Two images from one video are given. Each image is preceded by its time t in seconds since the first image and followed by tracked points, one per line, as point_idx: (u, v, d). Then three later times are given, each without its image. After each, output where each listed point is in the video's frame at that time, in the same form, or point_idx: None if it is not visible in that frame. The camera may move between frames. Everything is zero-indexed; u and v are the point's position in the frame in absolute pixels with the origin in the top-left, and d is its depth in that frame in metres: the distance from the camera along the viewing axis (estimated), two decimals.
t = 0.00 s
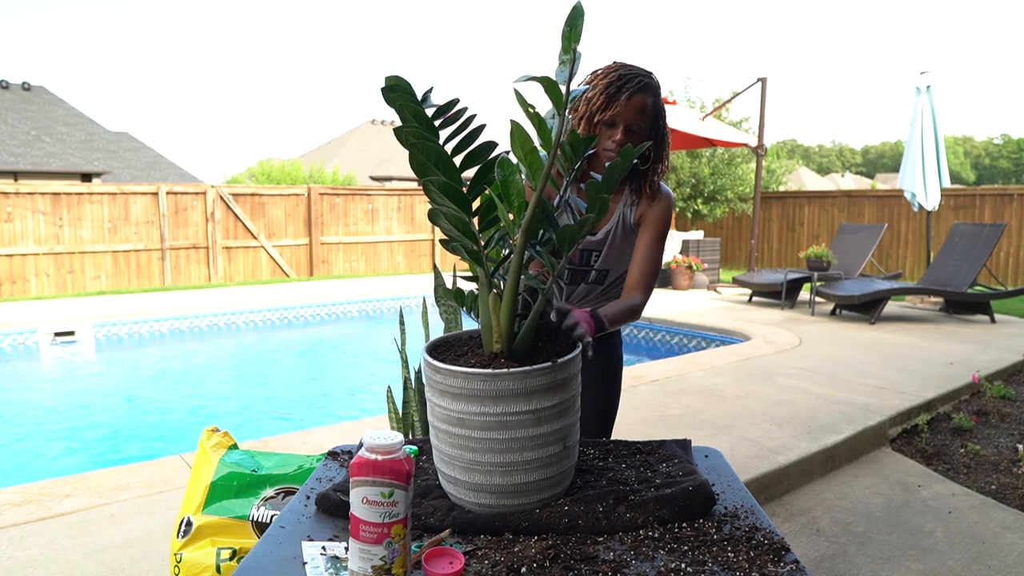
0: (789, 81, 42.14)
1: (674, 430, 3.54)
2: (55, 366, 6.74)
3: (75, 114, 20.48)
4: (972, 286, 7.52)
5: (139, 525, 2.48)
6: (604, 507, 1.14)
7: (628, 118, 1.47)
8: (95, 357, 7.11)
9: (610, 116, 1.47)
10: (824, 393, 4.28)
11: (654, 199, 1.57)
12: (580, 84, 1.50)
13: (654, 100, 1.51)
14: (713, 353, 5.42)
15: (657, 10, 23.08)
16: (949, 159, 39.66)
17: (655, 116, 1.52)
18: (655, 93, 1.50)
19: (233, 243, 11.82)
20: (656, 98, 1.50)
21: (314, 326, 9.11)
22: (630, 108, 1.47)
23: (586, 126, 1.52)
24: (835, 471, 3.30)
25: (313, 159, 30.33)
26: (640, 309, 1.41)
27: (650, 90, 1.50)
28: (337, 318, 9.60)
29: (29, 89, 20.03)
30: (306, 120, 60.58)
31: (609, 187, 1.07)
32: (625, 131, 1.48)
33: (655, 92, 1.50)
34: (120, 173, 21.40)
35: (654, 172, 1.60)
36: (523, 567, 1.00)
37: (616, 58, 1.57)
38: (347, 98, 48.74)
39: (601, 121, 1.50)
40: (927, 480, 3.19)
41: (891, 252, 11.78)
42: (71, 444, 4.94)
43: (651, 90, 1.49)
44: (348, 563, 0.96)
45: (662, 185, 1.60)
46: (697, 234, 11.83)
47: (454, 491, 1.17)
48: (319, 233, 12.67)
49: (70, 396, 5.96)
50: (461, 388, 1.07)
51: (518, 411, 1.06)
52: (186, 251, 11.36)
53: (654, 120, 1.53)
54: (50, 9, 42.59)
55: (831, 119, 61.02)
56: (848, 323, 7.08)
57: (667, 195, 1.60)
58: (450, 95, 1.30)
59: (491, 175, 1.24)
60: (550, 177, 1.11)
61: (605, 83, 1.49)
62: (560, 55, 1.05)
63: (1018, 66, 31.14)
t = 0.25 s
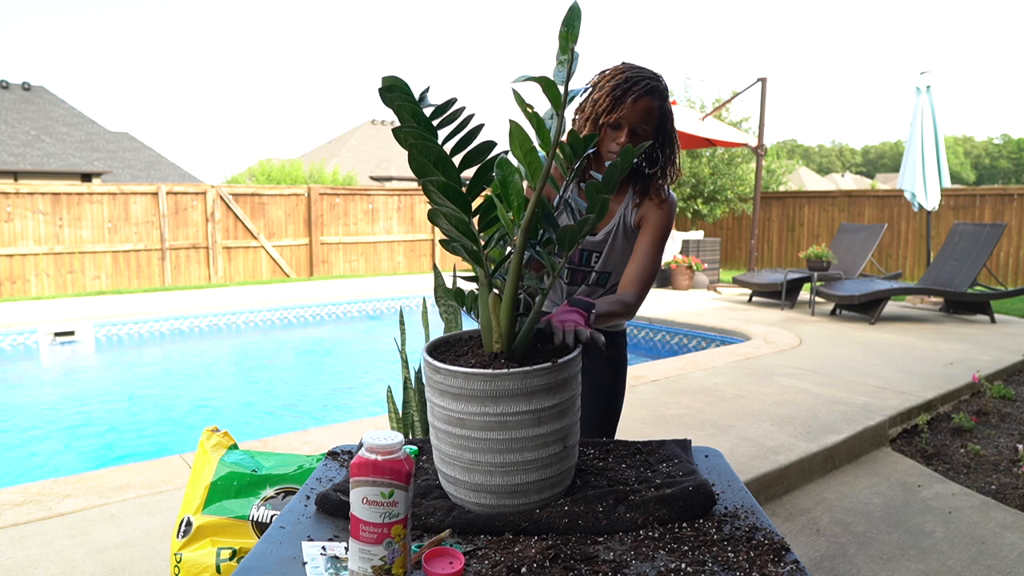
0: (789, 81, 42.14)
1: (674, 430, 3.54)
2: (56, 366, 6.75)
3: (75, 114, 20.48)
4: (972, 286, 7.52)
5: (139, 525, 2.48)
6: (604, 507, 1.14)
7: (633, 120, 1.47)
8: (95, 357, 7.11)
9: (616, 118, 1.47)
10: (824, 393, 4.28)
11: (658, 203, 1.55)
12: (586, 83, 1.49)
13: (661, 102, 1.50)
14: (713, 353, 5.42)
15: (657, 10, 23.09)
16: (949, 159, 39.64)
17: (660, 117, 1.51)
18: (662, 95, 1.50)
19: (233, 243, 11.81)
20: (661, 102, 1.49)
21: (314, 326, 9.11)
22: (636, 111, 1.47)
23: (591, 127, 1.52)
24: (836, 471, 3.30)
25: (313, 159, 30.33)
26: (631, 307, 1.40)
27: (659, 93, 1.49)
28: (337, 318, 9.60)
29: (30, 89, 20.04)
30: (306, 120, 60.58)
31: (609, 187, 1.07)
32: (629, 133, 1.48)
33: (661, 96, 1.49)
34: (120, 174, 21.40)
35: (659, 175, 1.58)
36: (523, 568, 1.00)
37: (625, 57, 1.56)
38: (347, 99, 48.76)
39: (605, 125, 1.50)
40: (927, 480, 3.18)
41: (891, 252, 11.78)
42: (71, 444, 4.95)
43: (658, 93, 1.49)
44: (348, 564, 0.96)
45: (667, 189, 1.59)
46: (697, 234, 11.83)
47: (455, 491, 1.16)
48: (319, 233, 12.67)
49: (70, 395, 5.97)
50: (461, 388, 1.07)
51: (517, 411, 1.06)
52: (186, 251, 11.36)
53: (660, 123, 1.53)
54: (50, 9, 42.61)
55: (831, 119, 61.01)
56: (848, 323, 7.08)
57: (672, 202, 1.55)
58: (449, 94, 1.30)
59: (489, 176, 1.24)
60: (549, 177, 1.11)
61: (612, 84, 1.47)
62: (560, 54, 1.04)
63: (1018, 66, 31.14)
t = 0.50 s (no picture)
0: (789, 80, 42.14)
1: (674, 430, 3.54)
2: (55, 366, 6.74)
3: (75, 114, 20.47)
4: (972, 286, 7.51)
5: (140, 525, 2.48)
6: (604, 507, 1.14)
7: (632, 121, 1.47)
8: (95, 357, 7.11)
9: (614, 119, 1.47)
10: (824, 393, 4.28)
11: (654, 204, 1.55)
12: (585, 83, 1.49)
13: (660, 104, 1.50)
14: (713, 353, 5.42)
15: (657, 11, 23.10)
16: (949, 159, 39.62)
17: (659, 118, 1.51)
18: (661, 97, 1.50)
19: (233, 243, 11.82)
20: (661, 103, 1.49)
21: (314, 326, 9.11)
22: (635, 111, 1.47)
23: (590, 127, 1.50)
24: (835, 471, 3.30)
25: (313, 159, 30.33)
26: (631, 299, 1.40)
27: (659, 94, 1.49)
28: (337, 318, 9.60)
29: (30, 89, 20.03)
30: (306, 120, 60.58)
31: (608, 186, 1.07)
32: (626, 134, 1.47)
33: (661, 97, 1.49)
34: (120, 173, 21.40)
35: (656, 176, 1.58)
36: (523, 568, 1.00)
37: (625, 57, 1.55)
38: (347, 99, 48.76)
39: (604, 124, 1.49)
40: (927, 480, 3.18)
41: (891, 252, 11.78)
42: (70, 444, 4.95)
43: (657, 94, 1.48)
44: (348, 564, 0.96)
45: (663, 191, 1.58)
46: (697, 234, 11.82)
47: (454, 491, 1.16)
48: (319, 233, 12.68)
49: (70, 395, 5.97)
50: (461, 388, 1.07)
51: (517, 411, 1.07)
52: (186, 252, 11.36)
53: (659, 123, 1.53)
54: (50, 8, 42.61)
55: (831, 119, 61.02)
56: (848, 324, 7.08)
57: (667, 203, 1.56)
58: (449, 95, 1.30)
59: (490, 176, 1.24)
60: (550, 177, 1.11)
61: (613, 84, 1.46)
62: (560, 55, 1.05)
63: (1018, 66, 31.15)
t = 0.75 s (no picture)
0: (789, 80, 42.13)
1: (674, 430, 3.54)
2: (55, 366, 6.74)
3: (75, 114, 20.46)
4: (972, 286, 7.52)
5: (139, 525, 2.48)
6: (604, 507, 1.14)
7: (627, 123, 1.44)
8: (95, 357, 7.11)
9: (609, 120, 1.44)
10: (824, 393, 4.28)
11: (649, 206, 1.53)
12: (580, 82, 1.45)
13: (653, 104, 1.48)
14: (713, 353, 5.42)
15: (657, 11, 23.10)
16: (949, 159, 39.59)
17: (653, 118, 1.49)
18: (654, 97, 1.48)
19: (233, 243, 11.81)
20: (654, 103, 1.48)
21: (314, 326, 9.10)
22: (630, 112, 1.44)
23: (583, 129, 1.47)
24: (836, 471, 3.30)
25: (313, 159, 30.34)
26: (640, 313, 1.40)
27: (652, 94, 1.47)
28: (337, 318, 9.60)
29: (30, 89, 20.00)
30: (306, 120, 60.58)
31: (608, 186, 1.07)
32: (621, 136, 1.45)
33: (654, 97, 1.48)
34: (120, 173, 21.41)
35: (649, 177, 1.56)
36: (523, 567, 1.00)
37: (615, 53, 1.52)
38: (347, 99, 48.76)
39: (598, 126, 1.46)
40: (927, 480, 3.18)
41: (891, 252, 11.79)
42: (70, 444, 4.95)
43: (650, 94, 1.46)
44: (348, 564, 0.96)
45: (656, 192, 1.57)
46: (697, 234, 11.82)
47: (455, 491, 1.16)
48: (319, 233, 12.68)
49: (70, 395, 5.97)
50: (461, 387, 1.07)
51: (518, 411, 1.07)
52: (186, 251, 11.36)
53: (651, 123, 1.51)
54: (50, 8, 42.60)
55: (831, 119, 61.00)
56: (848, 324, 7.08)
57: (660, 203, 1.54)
58: (451, 95, 1.30)
59: (490, 176, 1.24)
60: (550, 177, 1.11)
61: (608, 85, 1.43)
62: (562, 56, 1.05)
63: (1018, 66, 31.15)
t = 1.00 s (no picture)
0: (789, 80, 42.12)
1: (674, 430, 3.54)
2: (55, 366, 6.74)
3: (75, 114, 20.44)
4: (972, 286, 7.52)
5: (140, 525, 2.48)
6: (604, 507, 1.14)
7: (643, 122, 1.42)
8: (95, 357, 7.11)
9: (624, 118, 1.41)
10: (824, 393, 4.28)
11: (661, 209, 1.47)
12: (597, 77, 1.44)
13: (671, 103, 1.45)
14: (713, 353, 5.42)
15: (657, 10, 23.10)
16: (949, 159, 39.58)
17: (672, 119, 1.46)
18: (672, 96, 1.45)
19: (233, 243, 11.81)
20: (671, 102, 1.44)
21: (314, 326, 9.10)
22: (646, 112, 1.41)
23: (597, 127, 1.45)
24: (836, 471, 3.30)
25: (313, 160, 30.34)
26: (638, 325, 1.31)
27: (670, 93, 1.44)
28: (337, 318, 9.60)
29: (30, 89, 19.98)
30: (305, 120, 60.58)
31: (607, 185, 1.07)
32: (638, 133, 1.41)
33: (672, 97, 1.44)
34: (120, 173, 21.42)
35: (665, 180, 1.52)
36: (523, 567, 1.00)
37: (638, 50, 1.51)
38: (347, 99, 48.75)
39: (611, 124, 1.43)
40: (927, 480, 3.18)
41: (891, 252, 11.79)
42: (69, 444, 4.95)
43: (670, 93, 1.43)
44: (349, 563, 0.96)
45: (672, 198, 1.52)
46: (697, 234, 11.82)
47: (455, 491, 1.16)
48: (319, 233, 12.68)
49: (70, 395, 5.97)
50: (461, 387, 1.07)
51: (517, 411, 1.07)
52: (186, 251, 11.36)
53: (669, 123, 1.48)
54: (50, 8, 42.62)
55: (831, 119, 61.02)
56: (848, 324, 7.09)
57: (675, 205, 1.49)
58: (448, 96, 1.30)
59: (489, 176, 1.24)
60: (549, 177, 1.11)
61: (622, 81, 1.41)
62: (558, 54, 1.05)
63: (1018, 66, 31.14)
